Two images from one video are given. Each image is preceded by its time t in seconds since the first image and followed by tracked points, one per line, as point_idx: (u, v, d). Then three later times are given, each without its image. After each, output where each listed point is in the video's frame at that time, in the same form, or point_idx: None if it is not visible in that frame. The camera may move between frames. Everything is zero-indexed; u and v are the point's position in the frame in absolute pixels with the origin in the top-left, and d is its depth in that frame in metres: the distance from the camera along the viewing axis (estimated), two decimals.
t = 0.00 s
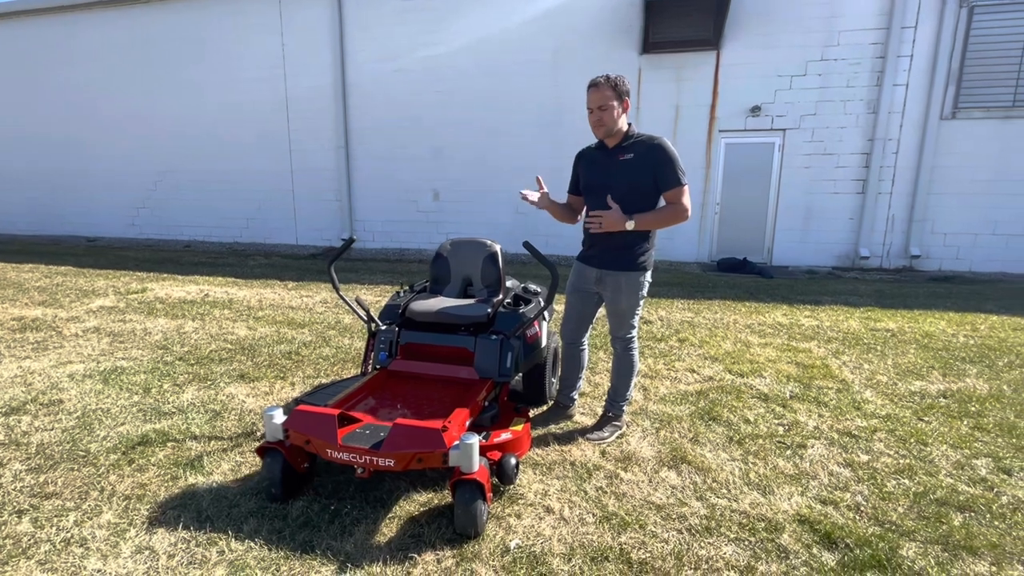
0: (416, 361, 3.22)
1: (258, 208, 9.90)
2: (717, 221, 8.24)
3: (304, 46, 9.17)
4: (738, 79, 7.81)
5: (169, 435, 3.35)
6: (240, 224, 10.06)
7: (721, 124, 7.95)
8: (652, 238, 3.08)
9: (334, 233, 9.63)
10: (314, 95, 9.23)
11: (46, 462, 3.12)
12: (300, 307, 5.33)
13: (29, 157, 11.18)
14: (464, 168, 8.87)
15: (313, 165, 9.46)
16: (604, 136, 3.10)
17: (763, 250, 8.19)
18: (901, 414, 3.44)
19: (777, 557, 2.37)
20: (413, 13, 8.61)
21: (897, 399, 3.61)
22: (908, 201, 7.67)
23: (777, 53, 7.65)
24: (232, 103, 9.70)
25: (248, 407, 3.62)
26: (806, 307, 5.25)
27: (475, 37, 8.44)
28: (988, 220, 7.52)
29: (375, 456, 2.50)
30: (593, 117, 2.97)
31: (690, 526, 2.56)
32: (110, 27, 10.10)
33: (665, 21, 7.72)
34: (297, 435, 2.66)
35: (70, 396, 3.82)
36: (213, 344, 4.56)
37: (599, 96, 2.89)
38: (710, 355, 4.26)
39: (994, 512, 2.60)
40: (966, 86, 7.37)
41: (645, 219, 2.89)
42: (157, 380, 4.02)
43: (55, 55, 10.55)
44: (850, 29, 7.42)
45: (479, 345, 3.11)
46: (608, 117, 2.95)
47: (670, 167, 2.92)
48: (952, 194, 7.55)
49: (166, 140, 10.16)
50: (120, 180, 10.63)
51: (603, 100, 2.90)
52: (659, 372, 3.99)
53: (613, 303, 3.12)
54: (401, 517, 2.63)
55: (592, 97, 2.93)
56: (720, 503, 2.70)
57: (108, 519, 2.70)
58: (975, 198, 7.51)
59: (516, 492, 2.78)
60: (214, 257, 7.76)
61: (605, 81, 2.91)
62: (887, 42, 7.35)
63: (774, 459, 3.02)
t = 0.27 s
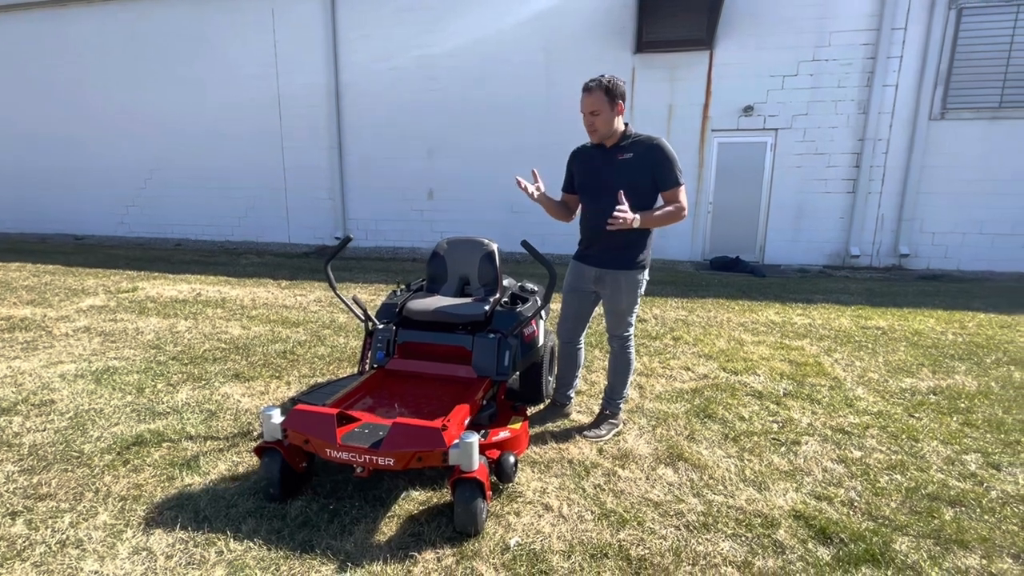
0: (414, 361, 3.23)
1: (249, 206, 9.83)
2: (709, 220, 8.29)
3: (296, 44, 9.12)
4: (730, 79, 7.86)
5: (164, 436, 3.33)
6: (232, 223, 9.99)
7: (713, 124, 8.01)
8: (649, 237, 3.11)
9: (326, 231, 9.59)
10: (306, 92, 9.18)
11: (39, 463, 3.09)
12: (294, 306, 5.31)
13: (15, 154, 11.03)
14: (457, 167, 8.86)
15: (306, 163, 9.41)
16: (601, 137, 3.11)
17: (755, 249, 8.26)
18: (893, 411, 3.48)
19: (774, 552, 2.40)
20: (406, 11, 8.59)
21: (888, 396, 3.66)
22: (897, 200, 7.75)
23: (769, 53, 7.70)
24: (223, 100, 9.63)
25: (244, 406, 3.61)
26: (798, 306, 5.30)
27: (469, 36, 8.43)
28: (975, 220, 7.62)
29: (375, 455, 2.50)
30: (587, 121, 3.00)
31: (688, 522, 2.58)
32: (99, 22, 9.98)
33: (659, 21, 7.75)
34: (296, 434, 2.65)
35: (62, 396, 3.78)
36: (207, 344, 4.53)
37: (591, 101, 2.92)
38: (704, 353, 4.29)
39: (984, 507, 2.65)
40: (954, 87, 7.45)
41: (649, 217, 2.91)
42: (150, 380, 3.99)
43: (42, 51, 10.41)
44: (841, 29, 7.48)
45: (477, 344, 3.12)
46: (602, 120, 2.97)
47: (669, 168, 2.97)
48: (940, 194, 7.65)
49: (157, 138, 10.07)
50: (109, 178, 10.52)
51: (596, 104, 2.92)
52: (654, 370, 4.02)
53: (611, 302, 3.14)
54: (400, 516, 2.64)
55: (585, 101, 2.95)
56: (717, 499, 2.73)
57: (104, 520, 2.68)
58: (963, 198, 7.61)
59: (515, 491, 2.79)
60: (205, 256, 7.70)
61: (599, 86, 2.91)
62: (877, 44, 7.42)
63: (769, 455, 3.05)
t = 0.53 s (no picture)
0: (412, 358, 3.23)
1: (240, 204, 9.75)
2: (701, 219, 8.35)
3: (287, 40, 9.05)
4: (722, 78, 7.92)
5: (160, 435, 3.30)
6: (222, 221, 9.90)
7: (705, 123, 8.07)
8: (647, 235, 3.13)
9: (317, 229, 9.53)
10: (297, 90, 9.12)
11: (33, 464, 3.05)
12: (288, 304, 5.28)
13: None
14: (450, 165, 8.85)
15: (297, 160, 9.35)
16: (598, 134, 3.12)
17: (746, 247, 8.32)
18: (884, 406, 3.54)
19: (772, 546, 2.43)
20: (399, 9, 8.56)
21: (879, 391, 3.72)
22: (886, 199, 7.86)
23: (760, 53, 7.77)
24: (213, 97, 9.53)
25: (240, 405, 3.59)
26: (790, 303, 5.37)
27: (461, 34, 8.42)
28: (961, 218, 7.74)
29: (376, 453, 2.50)
30: (592, 114, 2.98)
31: (687, 517, 2.61)
32: (85, 17, 9.83)
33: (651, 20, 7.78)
34: (296, 432, 2.65)
35: (54, 396, 3.73)
36: (200, 342, 4.50)
37: (598, 93, 2.91)
38: (698, 350, 4.33)
39: (974, 499, 2.71)
40: (942, 88, 7.56)
41: (644, 216, 2.94)
42: (143, 379, 3.95)
43: (27, 45, 10.24)
44: (831, 30, 7.56)
45: (475, 342, 3.13)
46: (606, 113, 2.98)
47: (665, 165, 2.99)
48: (927, 193, 7.76)
49: (145, 135, 9.95)
50: (96, 175, 10.38)
51: (602, 96, 2.92)
52: (650, 367, 4.05)
53: (610, 299, 3.16)
54: (401, 513, 2.64)
55: (589, 95, 2.95)
56: (715, 494, 2.76)
57: (101, 520, 2.66)
58: (950, 197, 7.72)
59: (516, 487, 2.81)
60: (195, 254, 7.63)
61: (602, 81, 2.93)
62: (867, 44, 7.51)
63: (765, 450, 3.09)
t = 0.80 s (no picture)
0: (413, 356, 3.24)
1: (230, 201, 9.67)
2: (693, 217, 8.43)
3: (278, 37, 8.98)
4: (714, 77, 7.98)
5: (158, 435, 3.28)
6: (212, 218, 9.81)
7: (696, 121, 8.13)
8: (647, 233, 3.17)
9: (308, 227, 9.48)
10: (289, 86, 9.06)
11: (29, 464, 3.02)
12: (282, 303, 5.26)
13: None
14: (442, 162, 8.85)
15: (288, 157, 9.29)
16: (600, 131, 3.15)
17: (738, 245, 8.41)
18: (877, 401, 3.61)
19: (771, 538, 2.48)
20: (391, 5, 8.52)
21: (871, 386, 3.80)
22: (875, 198, 7.97)
23: (751, 52, 7.84)
24: (203, 92, 9.43)
25: (237, 404, 3.57)
26: (781, 300, 5.44)
27: (453, 31, 8.40)
28: (947, 217, 7.88)
29: (381, 451, 2.51)
30: (601, 104, 3.00)
31: (687, 511, 2.65)
32: (70, 9, 9.65)
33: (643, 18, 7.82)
34: (299, 431, 2.65)
35: (47, 396, 3.69)
36: (194, 341, 4.47)
37: (607, 83, 2.97)
38: (693, 346, 4.39)
39: (966, 491, 2.77)
40: (928, 88, 7.65)
41: (644, 214, 2.98)
42: (138, 378, 3.92)
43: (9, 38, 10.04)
44: (821, 30, 7.64)
45: (476, 339, 3.14)
46: (613, 105, 3.01)
47: (664, 164, 3.03)
48: (914, 192, 7.88)
49: (133, 131, 9.82)
50: (83, 171, 10.23)
51: (610, 86, 2.98)
52: (646, 364, 4.09)
53: (610, 297, 3.20)
54: (405, 510, 2.66)
55: (596, 85, 3.00)
56: (714, 488, 2.80)
57: (103, 521, 2.64)
58: (936, 196, 7.84)
59: (518, 483, 2.83)
60: (184, 251, 7.56)
61: (609, 73, 3.00)
62: (856, 45, 7.59)
63: (762, 445, 3.14)
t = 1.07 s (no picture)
0: (415, 354, 3.25)
1: (220, 198, 9.57)
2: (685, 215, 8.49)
3: (268, 33, 8.89)
4: (706, 75, 8.04)
5: (157, 434, 3.26)
6: (201, 216, 9.71)
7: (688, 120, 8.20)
8: (647, 231, 3.20)
9: (299, 224, 9.42)
10: (280, 82, 8.98)
11: (26, 465, 2.98)
12: (277, 301, 5.23)
13: None
14: (435, 159, 8.83)
15: (279, 154, 9.21)
16: (601, 128, 3.17)
17: (729, 242, 8.47)
18: (870, 395, 3.68)
19: (772, 530, 2.52)
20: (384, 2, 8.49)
21: (864, 381, 3.87)
22: (864, 196, 8.03)
23: (741, 51, 7.89)
24: (191, 88, 9.31)
25: (236, 402, 3.56)
26: (774, 296, 5.52)
27: (446, 29, 8.38)
28: (934, 215, 7.95)
29: (387, 448, 2.52)
30: (601, 102, 3.03)
31: (690, 505, 2.68)
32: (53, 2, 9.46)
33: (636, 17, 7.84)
34: (303, 429, 2.65)
35: (41, 396, 3.64)
36: (189, 340, 4.43)
37: (607, 81, 2.99)
38: (689, 343, 4.43)
39: (959, 482, 2.84)
40: (916, 87, 7.69)
41: (645, 210, 3.02)
42: (133, 378, 3.88)
43: None
44: (811, 29, 7.69)
45: (478, 337, 3.15)
46: (613, 104, 3.04)
47: (666, 162, 3.08)
48: (902, 190, 7.96)
49: (120, 127, 9.68)
50: (68, 168, 10.06)
51: (611, 85, 3.01)
52: (644, 360, 4.13)
53: (610, 294, 3.23)
54: (411, 507, 2.66)
55: (597, 83, 3.02)
56: (715, 482, 2.84)
57: (105, 521, 2.62)
58: (923, 193, 7.91)
59: (522, 479, 2.85)
60: (174, 249, 7.48)
61: (609, 71, 3.02)
62: (845, 44, 7.66)
63: (760, 440, 3.19)
